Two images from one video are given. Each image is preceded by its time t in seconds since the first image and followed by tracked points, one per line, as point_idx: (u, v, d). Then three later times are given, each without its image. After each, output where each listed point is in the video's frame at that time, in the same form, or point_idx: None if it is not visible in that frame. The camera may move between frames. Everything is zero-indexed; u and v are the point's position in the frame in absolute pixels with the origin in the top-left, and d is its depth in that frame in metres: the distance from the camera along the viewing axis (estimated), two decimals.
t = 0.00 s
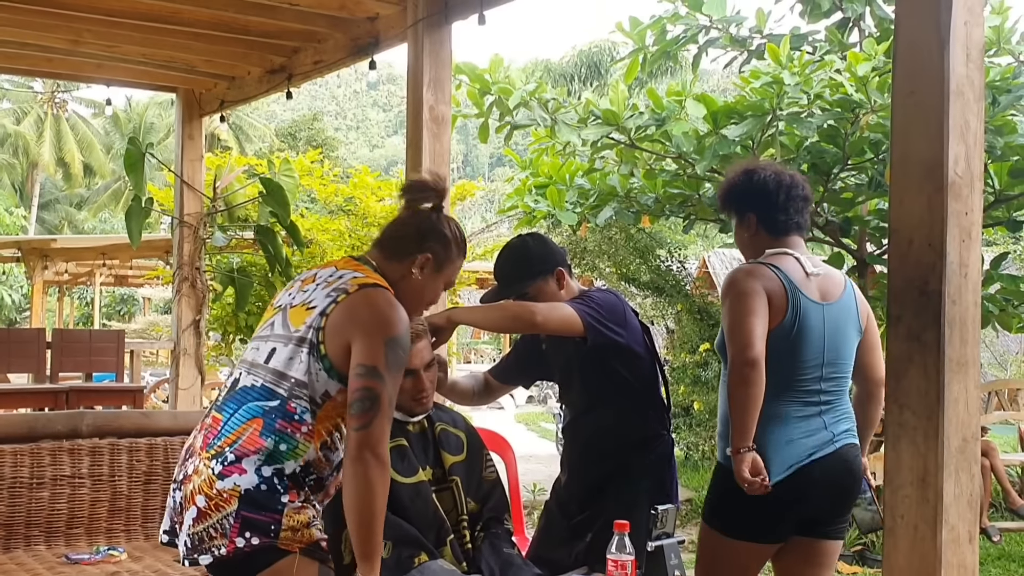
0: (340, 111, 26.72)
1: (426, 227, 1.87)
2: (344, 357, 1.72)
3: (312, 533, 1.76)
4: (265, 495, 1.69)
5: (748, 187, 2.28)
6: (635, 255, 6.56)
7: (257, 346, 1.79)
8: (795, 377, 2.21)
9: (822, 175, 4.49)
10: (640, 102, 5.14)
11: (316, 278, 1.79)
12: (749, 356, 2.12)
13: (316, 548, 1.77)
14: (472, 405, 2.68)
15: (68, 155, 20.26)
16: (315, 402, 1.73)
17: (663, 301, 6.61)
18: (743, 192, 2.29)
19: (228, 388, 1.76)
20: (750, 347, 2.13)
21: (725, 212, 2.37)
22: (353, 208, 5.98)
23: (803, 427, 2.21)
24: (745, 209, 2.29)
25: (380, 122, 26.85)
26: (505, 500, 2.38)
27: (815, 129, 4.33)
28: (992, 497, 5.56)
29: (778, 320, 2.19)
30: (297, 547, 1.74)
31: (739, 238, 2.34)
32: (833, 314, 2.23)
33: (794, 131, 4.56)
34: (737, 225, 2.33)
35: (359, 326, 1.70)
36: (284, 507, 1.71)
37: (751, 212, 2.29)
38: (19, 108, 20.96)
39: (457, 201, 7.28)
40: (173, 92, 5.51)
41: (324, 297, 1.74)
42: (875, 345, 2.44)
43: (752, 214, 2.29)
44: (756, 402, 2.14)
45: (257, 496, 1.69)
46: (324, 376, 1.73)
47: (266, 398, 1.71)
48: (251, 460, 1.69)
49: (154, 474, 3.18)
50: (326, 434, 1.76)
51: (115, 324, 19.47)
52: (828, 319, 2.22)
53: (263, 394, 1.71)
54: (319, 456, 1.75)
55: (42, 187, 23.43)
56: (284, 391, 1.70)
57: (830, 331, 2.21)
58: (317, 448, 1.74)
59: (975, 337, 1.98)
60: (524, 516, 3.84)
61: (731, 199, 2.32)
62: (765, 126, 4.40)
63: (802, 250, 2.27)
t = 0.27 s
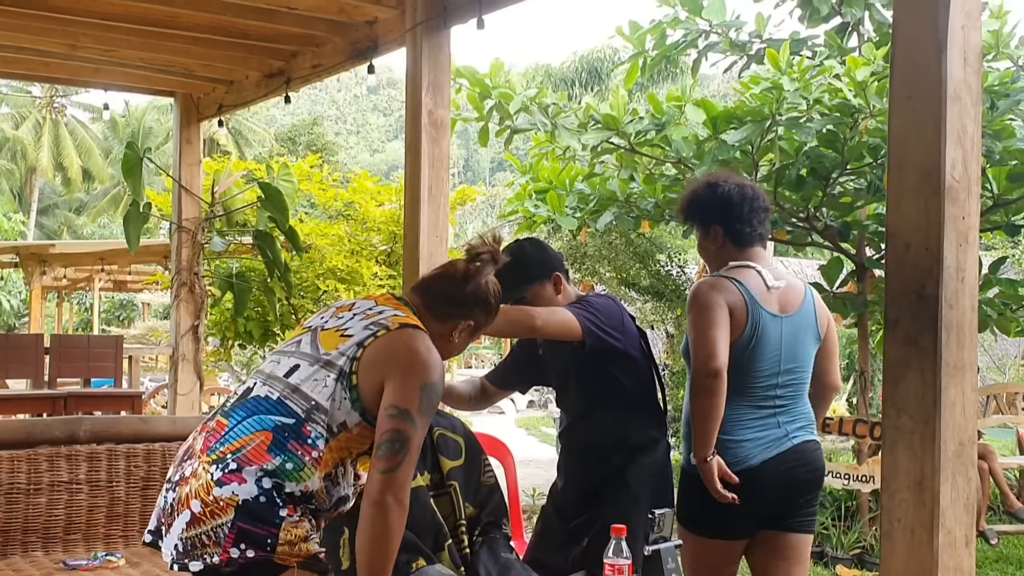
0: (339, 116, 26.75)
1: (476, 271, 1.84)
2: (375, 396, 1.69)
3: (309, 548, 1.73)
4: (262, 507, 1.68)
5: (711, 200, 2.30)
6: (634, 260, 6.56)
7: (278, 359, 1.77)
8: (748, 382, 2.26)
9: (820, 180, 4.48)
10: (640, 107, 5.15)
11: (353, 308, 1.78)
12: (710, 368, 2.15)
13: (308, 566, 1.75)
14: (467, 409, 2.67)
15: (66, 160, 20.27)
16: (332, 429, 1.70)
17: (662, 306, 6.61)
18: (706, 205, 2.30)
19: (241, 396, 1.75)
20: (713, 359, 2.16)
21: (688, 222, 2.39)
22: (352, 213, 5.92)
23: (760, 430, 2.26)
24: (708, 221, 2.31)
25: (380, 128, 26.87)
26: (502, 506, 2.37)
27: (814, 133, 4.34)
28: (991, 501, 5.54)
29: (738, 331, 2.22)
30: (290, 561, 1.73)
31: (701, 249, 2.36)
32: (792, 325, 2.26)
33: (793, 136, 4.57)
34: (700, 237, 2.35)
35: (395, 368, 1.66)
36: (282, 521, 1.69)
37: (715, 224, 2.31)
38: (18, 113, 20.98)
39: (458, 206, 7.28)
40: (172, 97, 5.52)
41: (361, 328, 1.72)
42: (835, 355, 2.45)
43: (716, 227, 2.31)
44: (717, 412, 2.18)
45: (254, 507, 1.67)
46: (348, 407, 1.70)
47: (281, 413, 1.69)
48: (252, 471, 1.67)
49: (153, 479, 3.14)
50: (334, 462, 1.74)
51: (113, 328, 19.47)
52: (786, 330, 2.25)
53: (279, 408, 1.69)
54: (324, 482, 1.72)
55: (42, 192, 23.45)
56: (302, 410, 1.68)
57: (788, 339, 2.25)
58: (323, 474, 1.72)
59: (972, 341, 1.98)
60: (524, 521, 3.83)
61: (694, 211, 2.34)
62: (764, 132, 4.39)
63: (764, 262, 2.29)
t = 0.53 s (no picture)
0: (336, 121, 26.76)
1: (499, 329, 1.75)
2: (380, 423, 1.59)
3: (291, 558, 1.62)
4: (246, 515, 1.58)
5: (655, 206, 2.47)
6: (631, 263, 6.56)
7: (284, 374, 1.68)
8: (710, 382, 2.46)
9: (815, 182, 4.48)
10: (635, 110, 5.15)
11: (369, 337, 1.68)
12: (685, 376, 2.32)
13: None
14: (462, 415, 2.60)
15: (62, 165, 20.26)
16: (329, 452, 1.59)
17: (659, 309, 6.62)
18: (654, 212, 2.47)
19: (241, 403, 1.67)
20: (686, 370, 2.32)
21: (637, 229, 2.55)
22: (347, 217, 5.99)
23: (724, 428, 2.47)
24: (656, 228, 2.48)
25: (377, 132, 26.90)
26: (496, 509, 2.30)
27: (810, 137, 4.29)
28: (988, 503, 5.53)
29: (700, 337, 2.41)
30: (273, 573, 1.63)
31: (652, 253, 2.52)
32: (744, 324, 2.47)
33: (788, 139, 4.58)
34: (649, 242, 2.51)
35: (404, 393, 1.56)
36: (265, 530, 1.59)
37: (663, 230, 2.47)
38: (14, 118, 20.96)
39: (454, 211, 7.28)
40: (167, 102, 5.51)
41: (375, 358, 1.61)
42: (781, 344, 2.67)
43: (663, 233, 2.48)
44: (695, 417, 2.34)
45: (237, 515, 1.57)
46: (350, 434, 1.59)
47: (280, 425, 1.60)
48: (240, 477, 1.58)
49: (146, 485, 3.13)
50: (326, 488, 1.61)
51: (110, 333, 19.43)
52: (740, 329, 2.46)
53: (277, 419, 1.61)
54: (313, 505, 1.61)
55: (38, 197, 23.43)
56: (301, 427, 1.59)
57: (743, 338, 2.46)
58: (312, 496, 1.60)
59: (965, 343, 1.97)
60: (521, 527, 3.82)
61: (642, 219, 2.50)
62: (759, 135, 4.38)
63: (711, 262, 2.47)
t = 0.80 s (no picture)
0: (334, 125, 26.78)
1: (507, 374, 1.70)
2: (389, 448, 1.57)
3: (288, 563, 1.60)
4: (246, 518, 1.55)
5: (614, 217, 2.54)
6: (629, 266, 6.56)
7: (294, 385, 1.65)
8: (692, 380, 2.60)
9: (812, 184, 4.49)
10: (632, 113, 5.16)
11: (380, 359, 1.66)
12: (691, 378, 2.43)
13: None
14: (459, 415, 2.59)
15: (61, 171, 20.26)
16: (333, 468, 1.56)
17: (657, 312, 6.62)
18: (616, 224, 2.53)
19: (249, 407, 1.66)
20: (685, 369, 2.43)
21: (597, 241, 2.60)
22: (344, 221, 5.96)
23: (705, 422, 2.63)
24: (619, 239, 2.54)
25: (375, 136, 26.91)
26: (496, 510, 2.20)
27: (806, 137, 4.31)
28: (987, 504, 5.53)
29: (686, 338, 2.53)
30: None
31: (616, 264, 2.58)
32: (711, 324, 2.63)
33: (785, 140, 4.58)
34: (613, 253, 2.57)
35: (416, 416, 1.56)
36: (263, 534, 1.56)
37: (625, 240, 2.54)
38: (12, 124, 20.97)
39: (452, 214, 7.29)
40: (164, 107, 5.52)
41: (387, 382, 1.60)
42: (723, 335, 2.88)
43: (625, 243, 2.54)
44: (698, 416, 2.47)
45: (236, 518, 1.55)
46: (358, 455, 1.57)
47: (287, 436, 1.58)
48: (242, 482, 1.56)
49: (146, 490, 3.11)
50: (330, 505, 1.58)
51: (109, 339, 19.42)
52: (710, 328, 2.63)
53: (284, 429, 1.58)
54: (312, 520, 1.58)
55: (37, 204, 23.43)
56: (308, 440, 1.57)
57: (711, 336, 2.63)
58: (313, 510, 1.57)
59: (963, 343, 1.98)
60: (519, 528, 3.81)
61: (605, 232, 2.56)
62: (756, 136, 4.40)
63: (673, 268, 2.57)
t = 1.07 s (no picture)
0: (331, 124, 26.78)
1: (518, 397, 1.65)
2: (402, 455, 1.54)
3: (291, 559, 1.61)
4: (251, 516, 1.56)
5: (583, 217, 2.52)
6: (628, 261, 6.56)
7: (303, 387, 1.64)
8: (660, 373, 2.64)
9: (811, 177, 4.50)
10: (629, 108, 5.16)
11: (391, 367, 1.65)
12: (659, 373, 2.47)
13: None
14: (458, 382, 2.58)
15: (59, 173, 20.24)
16: (339, 473, 1.55)
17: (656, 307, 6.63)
18: (585, 224, 2.51)
19: (254, 405, 1.65)
20: (656, 364, 2.47)
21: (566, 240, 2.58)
22: (343, 220, 5.97)
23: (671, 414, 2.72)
24: (587, 239, 2.52)
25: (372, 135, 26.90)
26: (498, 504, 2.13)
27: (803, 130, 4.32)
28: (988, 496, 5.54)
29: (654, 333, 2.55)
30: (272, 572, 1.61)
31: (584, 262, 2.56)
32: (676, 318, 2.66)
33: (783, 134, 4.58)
34: (581, 253, 2.55)
35: (427, 424, 1.54)
36: (268, 530, 1.56)
37: (593, 241, 2.52)
38: (10, 125, 20.95)
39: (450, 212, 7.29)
40: (162, 106, 5.52)
41: (397, 392, 1.58)
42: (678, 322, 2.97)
43: (594, 243, 2.52)
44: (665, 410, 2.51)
45: (242, 514, 1.56)
46: (368, 463, 1.56)
47: (296, 437, 1.57)
48: (249, 480, 1.56)
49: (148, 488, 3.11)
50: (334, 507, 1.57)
51: (108, 339, 19.41)
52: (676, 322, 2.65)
53: (292, 430, 1.58)
54: (316, 522, 1.57)
55: (35, 205, 23.41)
56: (315, 442, 1.56)
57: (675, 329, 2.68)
58: (317, 511, 1.56)
59: (964, 334, 1.98)
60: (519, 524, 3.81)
61: (573, 232, 2.54)
62: (754, 129, 4.41)
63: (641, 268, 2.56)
